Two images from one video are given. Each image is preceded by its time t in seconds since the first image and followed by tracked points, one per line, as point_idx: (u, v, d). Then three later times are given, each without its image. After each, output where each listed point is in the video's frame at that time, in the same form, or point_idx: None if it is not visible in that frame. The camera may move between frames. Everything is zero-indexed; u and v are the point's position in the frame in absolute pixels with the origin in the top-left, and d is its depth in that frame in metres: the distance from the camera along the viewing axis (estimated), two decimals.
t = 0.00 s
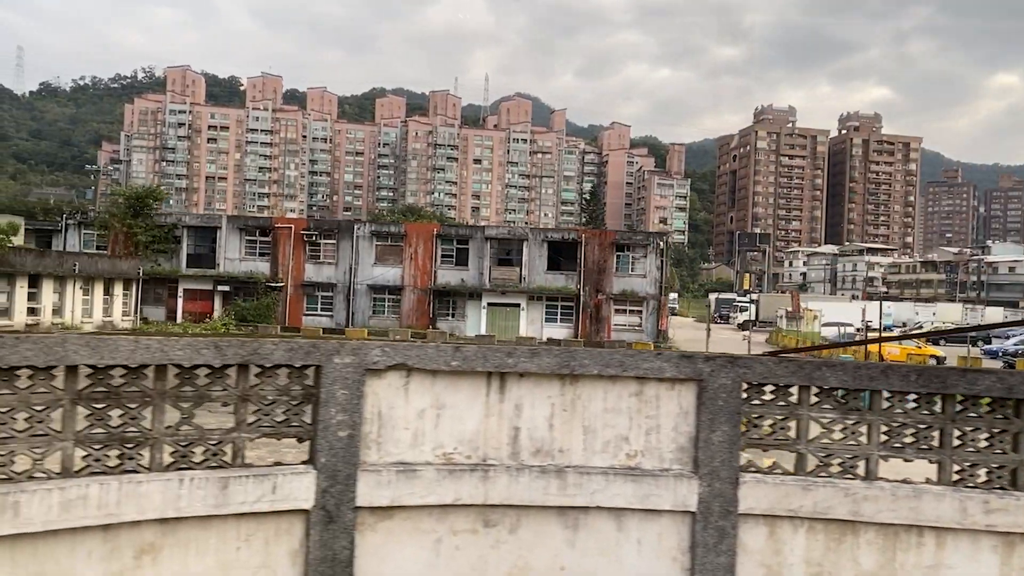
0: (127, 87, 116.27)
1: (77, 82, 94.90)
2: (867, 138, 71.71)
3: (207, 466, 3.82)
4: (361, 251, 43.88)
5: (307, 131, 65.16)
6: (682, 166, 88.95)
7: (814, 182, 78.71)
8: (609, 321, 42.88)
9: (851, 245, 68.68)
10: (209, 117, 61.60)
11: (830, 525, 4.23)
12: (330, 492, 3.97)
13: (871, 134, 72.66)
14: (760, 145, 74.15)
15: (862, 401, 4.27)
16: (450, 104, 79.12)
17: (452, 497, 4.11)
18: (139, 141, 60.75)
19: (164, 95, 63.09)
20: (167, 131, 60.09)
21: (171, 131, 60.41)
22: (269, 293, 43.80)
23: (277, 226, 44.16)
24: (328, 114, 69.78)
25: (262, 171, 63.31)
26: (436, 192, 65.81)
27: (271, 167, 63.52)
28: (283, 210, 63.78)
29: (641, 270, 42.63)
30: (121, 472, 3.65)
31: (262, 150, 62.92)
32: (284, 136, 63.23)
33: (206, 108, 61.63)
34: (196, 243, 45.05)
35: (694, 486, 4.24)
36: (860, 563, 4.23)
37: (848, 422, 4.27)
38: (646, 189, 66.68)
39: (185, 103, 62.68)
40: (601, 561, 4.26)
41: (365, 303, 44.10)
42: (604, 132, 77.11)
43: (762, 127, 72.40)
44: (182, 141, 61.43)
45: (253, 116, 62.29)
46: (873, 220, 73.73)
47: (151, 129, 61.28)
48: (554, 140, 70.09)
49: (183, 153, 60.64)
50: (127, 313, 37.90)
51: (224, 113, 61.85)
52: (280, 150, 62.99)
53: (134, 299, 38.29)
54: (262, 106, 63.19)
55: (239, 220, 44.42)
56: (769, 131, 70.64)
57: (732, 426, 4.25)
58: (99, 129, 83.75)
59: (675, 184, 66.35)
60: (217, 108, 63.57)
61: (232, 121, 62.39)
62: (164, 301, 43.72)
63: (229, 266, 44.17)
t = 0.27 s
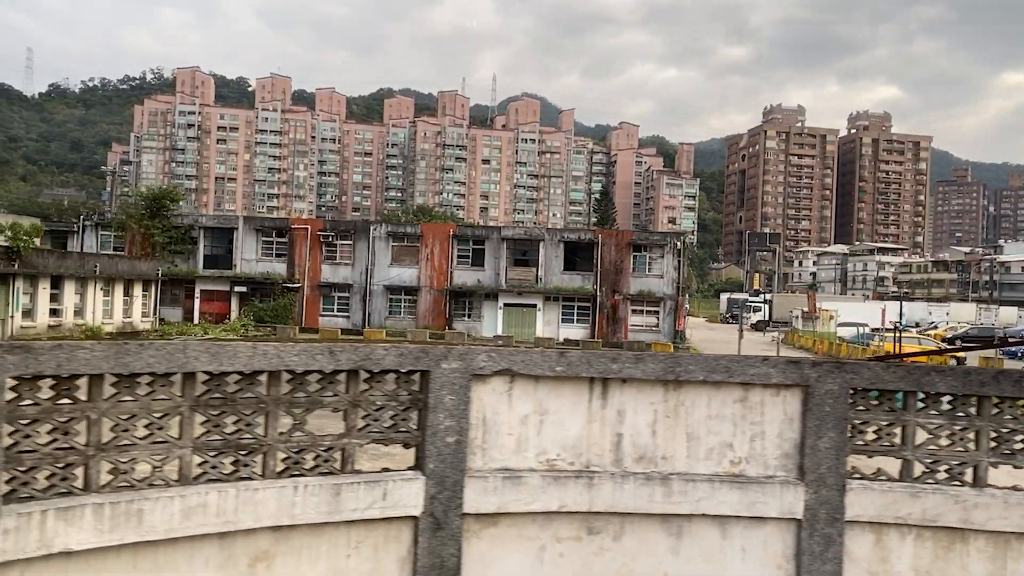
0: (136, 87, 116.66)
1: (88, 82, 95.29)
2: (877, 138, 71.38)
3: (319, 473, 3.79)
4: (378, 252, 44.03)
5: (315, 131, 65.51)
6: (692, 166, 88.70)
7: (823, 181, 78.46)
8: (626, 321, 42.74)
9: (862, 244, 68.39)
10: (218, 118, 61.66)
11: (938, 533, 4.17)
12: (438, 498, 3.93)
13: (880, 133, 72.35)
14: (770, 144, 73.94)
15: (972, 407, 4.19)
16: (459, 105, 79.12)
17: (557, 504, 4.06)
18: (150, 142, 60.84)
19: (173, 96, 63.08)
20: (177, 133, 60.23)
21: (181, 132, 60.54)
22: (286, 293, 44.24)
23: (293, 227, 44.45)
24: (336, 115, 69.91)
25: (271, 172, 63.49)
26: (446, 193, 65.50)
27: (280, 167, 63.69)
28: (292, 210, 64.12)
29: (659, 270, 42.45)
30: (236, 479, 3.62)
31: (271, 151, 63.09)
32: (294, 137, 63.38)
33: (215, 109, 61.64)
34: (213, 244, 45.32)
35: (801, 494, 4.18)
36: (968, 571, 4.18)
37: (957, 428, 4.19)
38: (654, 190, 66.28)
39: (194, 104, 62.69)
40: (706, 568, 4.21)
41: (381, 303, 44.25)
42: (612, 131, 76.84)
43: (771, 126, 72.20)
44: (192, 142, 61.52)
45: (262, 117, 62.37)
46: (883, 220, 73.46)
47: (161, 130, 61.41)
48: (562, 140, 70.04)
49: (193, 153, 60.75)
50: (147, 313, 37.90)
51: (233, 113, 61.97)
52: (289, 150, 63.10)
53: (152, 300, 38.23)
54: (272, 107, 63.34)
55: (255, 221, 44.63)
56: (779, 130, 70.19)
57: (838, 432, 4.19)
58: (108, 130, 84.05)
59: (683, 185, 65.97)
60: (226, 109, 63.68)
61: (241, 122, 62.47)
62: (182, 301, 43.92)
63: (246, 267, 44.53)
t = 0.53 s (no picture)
0: (144, 88, 116.86)
1: (96, 83, 95.51)
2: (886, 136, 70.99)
3: (431, 480, 3.74)
4: (394, 252, 44.03)
5: (324, 131, 66.05)
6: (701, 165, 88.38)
7: (832, 180, 78.15)
8: (643, 321, 42.56)
9: (872, 243, 68.11)
10: (228, 118, 61.69)
11: None
12: (548, 506, 3.86)
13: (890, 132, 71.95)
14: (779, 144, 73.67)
15: None
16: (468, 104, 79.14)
17: (666, 511, 3.99)
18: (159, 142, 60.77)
19: (182, 96, 62.94)
20: (186, 133, 60.20)
21: (190, 132, 60.49)
22: (303, 293, 44.36)
23: (310, 227, 44.60)
24: (345, 114, 69.99)
25: (280, 171, 63.66)
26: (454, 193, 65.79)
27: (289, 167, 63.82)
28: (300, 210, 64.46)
29: (676, 269, 42.20)
30: (352, 487, 3.57)
31: (280, 150, 63.23)
32: (303, 137, 63.55)
33: (224, 109, 61.61)
34: (230, 244, 45.44)
35: (910, 501, 4.11)
36: None
37: None
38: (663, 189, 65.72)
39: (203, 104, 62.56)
40: None
41: (398, 304, 44.28)
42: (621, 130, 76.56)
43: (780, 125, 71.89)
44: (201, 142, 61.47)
45: (271, 117, 62.40)
46: (893, 219, 73.09)
47: (171, 130, 61.33)
48: (571, 140, 69.90)
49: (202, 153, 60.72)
50: (166, 312, 37.86)
51: (242, 114, 62.04)
52: (298, 150, 63.18)
53: (172, 300, 38.10)
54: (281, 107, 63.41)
55: (272, 222, 44.76)
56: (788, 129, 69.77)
57: (950, 438, 4.11)
58: (116, 130, 84.27)
59: (692, 184, 65.50)
60: (235, 109, 63.80)
61: (250, 121, 62.40)
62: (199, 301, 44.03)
63: (262, 267, 44.56)
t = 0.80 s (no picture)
0: (153, 91, 117.12)
1: (105, 85, 95.67)
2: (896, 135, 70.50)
3: (540, 487, 3.68)
4: (409, 253, 44.11)
5: (333, 132, 66.25)
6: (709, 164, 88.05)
7: (842, 179, 77.75)
8: (659, 321, 42.36)
9: (882, 243, 67.81)
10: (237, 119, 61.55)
11: None
12: (656, 514, 3.79)
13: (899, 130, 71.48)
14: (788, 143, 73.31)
15: None
16: (476, 104, 79.17)
17: (773, 519, 3.92)
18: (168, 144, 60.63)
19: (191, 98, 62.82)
20: (195, 135, 60.12)
21: (199, 134, 60.40)
22: (318, 294, 44.41)
23: (325, 228, 44.67)
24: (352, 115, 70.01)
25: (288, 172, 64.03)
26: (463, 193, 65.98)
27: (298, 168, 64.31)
28: (309, 211, 65.24)
29: (693, 270, 42.04)
30: (465, 495, 3.52)
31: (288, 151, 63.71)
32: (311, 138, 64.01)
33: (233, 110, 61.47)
34: (246, 246, 45.51)
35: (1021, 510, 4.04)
36: None
37: None
38: (671, 190, 65.30)
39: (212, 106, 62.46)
40: None
41: (413, 304, 44.33)
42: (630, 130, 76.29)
43: (789, 124, 71.53)
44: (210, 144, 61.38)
45: (280, 117, 62.34)
46: (903, 218, 72.70)
47: (180, 132, 61.21)
48: (579, 140, 69.76)
49: (211, 155, 60.63)
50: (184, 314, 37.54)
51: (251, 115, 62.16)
52: (307, 151, 63.76)
53: (191, 302, 37.89)
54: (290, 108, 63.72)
55: (287, 223, 44.92)
56: (798, 129, 69.50)
57: None
58: (124, 131, 84.45)
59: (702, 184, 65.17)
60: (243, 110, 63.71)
61: (259, 123, 62.03)
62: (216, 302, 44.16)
63: (278, 268, 44.73)
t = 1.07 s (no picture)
0: (160, 92, 117.45)
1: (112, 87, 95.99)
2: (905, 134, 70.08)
3: (649, 497, 3.61)
4: (424, 255, 44.28)
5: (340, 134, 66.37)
6: (718, 165, 87.87)
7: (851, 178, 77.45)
8: (675, 322, 42.27)
9: (891, 243, 67.61)
10: (245, 121, 62.13)
11: None
12: (762, 524, 3.74)
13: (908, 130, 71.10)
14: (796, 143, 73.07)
15: None
16: (483, 105, 79.25)
17: (879, 529, 3.86)
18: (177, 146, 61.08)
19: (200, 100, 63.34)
20: (204, 137, 60.56)
21: (208, 136, 60.83)
22: (334, 296, 44.56)
23: (340, 230, 44.83)
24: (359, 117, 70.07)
25: (297, 174, 64.33)
26: (471, 194, 65.92)
27: (306, 170, 64.59)
28: (317, 213, 65.67)
29: (709, 271, 41.97)
30: (578, 504, 3.46)
31: (297, 153, 64.02)
32: (320, 139, 64.30)
33: (242, 112, 62.02)
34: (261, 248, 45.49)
35: None
36: None
37: None
38: (679, 189, 65.14)
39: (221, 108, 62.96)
40: None
41: (428, 306, 44.51)
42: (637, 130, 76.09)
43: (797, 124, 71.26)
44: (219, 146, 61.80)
45: (289, 119, 62.85)
46: (912, 218, 72.39)
47: (189, 134, 61.64)
48: (587, 140, 69.77)
49: (220, 157, 61.05)
50: (201, 316, 37.54)
51: (259, 117, 62.46)
52: (315, 152, 64.60)
53: (208, 305, 37.82)
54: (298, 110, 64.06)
55: (303, 225, 45.03)
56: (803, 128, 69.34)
57: None
58: (134, 134, 84.79)
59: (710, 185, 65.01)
60: (252, 112, 64.14)
61: (268, 125, 62.91)
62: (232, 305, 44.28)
63: (293, 270, 44.87)
